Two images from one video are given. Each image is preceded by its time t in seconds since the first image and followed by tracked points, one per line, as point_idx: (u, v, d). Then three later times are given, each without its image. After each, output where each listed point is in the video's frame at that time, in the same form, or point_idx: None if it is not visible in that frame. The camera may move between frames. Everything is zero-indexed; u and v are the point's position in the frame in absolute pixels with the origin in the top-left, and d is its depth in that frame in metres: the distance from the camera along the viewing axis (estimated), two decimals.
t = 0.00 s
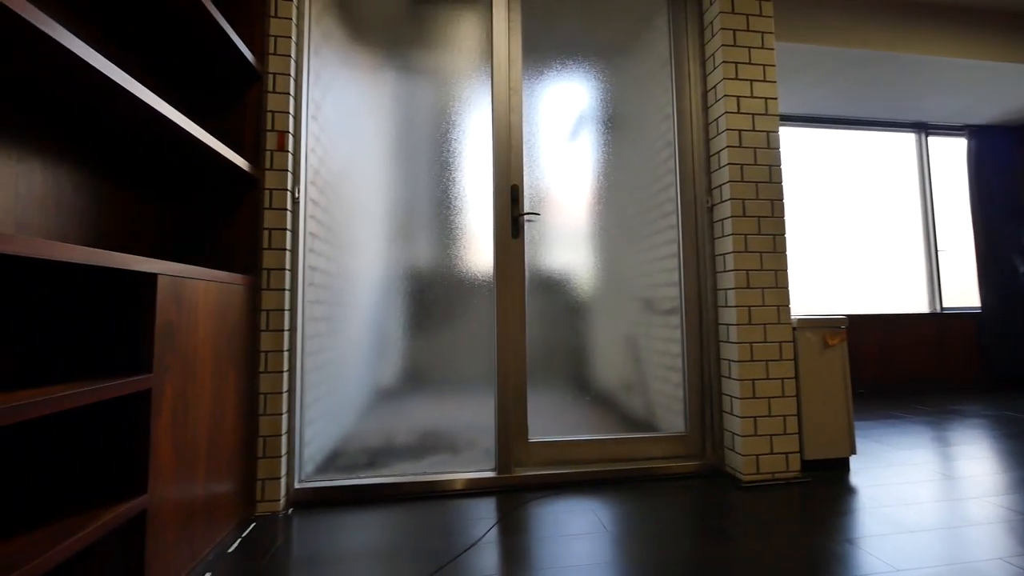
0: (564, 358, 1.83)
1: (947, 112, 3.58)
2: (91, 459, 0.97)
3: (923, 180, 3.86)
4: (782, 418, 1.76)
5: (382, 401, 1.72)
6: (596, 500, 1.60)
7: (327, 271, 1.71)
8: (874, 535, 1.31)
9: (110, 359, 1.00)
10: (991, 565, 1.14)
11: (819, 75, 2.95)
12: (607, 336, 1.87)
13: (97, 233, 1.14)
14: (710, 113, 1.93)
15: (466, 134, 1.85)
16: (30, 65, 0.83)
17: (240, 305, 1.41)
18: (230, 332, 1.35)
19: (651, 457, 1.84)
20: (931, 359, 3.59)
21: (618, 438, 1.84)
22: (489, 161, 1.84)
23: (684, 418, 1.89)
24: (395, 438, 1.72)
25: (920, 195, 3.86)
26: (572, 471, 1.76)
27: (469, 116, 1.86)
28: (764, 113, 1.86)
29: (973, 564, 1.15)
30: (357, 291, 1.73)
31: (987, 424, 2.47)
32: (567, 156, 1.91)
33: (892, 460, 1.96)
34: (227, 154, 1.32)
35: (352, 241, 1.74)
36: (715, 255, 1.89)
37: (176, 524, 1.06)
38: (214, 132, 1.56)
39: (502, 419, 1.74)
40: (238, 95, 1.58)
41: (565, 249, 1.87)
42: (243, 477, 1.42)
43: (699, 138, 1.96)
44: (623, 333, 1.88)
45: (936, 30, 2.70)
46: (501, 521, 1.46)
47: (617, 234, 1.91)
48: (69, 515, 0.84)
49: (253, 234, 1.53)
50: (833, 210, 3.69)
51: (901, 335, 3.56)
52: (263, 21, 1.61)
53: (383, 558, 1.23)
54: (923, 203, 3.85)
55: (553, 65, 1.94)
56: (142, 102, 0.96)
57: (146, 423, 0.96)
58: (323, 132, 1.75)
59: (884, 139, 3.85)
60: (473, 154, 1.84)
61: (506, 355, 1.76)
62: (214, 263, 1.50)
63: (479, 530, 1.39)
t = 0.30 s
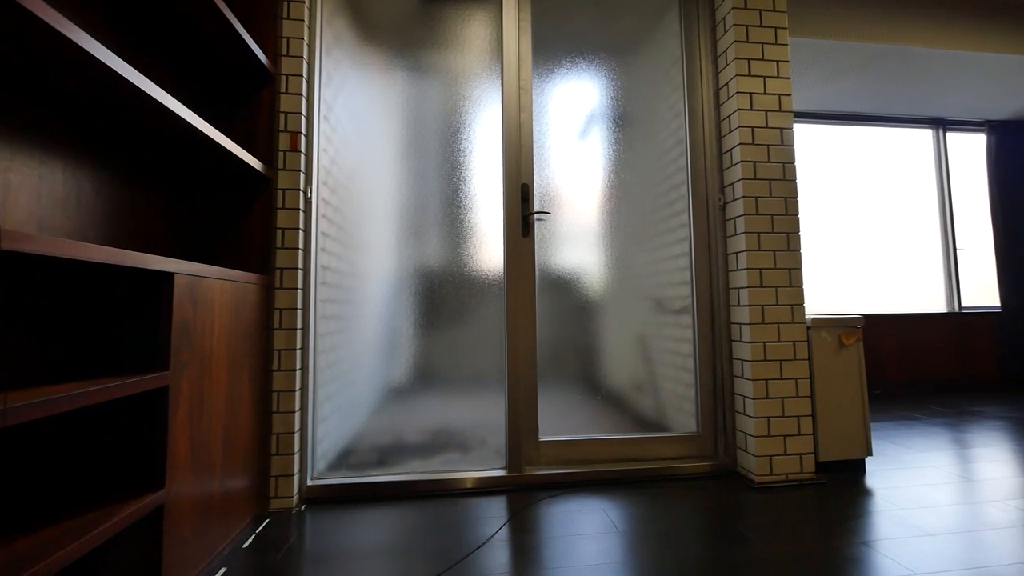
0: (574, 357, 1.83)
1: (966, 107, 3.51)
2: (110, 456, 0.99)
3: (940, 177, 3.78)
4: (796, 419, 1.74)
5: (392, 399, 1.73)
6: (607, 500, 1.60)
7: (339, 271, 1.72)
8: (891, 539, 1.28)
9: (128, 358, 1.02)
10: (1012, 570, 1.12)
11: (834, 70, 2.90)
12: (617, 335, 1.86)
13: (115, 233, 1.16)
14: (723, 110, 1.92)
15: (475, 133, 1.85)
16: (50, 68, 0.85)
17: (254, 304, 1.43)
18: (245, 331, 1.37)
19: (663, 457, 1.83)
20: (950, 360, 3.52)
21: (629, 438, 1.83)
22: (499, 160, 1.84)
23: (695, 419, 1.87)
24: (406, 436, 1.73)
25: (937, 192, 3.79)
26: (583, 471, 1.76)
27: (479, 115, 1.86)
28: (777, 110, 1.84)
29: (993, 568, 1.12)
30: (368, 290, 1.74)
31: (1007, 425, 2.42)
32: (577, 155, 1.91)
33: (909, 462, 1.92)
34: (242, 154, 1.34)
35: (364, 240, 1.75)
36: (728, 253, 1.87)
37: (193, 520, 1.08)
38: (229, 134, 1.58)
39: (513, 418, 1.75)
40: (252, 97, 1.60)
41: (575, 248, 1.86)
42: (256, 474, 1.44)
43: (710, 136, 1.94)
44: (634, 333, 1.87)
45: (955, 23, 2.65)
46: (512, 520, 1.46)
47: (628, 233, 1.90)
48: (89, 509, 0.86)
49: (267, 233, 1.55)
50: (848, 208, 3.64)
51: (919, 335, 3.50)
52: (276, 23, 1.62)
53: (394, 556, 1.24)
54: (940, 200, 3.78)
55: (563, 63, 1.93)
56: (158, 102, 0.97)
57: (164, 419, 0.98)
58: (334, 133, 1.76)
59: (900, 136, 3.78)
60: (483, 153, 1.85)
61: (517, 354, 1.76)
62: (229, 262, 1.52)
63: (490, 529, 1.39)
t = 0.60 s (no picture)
0: (580, 356, 1.82)
1: (977, 103, 3.47)
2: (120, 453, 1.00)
3: (951, 174, 3.73)
4: (804, 419, 1.73)
5: (398, 399, 1.73)
6: (614, 500, 1.59)
7: (345, 270, 1.73)
8: (902, 541, 1.27)
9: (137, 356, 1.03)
10: None
11: (842, 67, 2.87)
12: (623, 334, 1.85)
13: (125, 234, 1.17)
14: (729, 108, 1.90)
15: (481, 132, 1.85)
16: (59, 69, 0.86)
17: (261, 304, 1.44)
18: (253, 330, 1.38)
19: (669, 457, 1.82)
20: (962, 360, 3.47)
21: (635, 438, 1.82)
22: (504, 160, 1.84)
23: (702, 418, 1.86)
24: (412, 436, 1.73)
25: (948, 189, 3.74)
26: (589, 471, 1.75)
27: (484, 114, 1.86)
28: (785, 107, 1.83)
29: (1007, 570, 1.10)
30: (375, 290, 1.75)
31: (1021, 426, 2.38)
32: (583, 154, 1.90)
33: (919, 463, 1.90)
34: (249, 155, 1.34)
35: (370, 240, 1.76)
36: (735, 252, 1.86)
37: (201, 517, 1.08)
38: (236, 134, 1.59)
39: (518, 418, 1.74)
40: (258, 98, 1.61)
41: (581, 247, 1.86)
42: (264, 472, 1.45)
43: (717, 134, 1.93)
44: (640, 332, 1.86)
45: (966, 18, 2.61)
46: (518, 519, 1.46)
47: (633, 232, 1.89)
48: (99, 507, 0.87)
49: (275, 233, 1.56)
50: (857, 207, 3.60)
51: (930, 335, 3.45)
52: (283, 24, 1.63)
53: (400, 554, 1.24)
54: (952, 198, 3.73)
55: (568, 62, 1.93)
56: (166, 104, 0.98)
57: (173, 417, 0.99)
58: (341, 133, 1.77)
59: (910, 133, 3.74)
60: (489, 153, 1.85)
61: (522, 354, 1.76)
62: (236, 262, 1.54)
63: (495, 529, 1.39)
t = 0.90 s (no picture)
0: (582, 356, 1.82)
1: (983, 102, 3.44)
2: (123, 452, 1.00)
3: (957, 172, 3.71)
4: (808, 420, 1.72)
5: (400, 399, 1.74)
6: (616, 500, 1.59)
7: (348, 270, 1.73)
8: (907, 542, 1.26)
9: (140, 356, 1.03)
10: None
11: (847, 65, 2.85)
12: (626, 334, 1.85)
13: (128, 234, 1.18)
14: (733, 106, 1.89)
15: (483, 132, 1.85)
16: (62, 70, 0.86)
17: (264, 303, 1.44)
18: (255, 329, 1.38)
19: (673, 457, 1.82)
20: (968, 360, 3.45)
21: (638, 438, 1.82)
22: (507, 159, 1.84)
23: (706, 418, 1.86)
24: (414, 435, 1.73)
25: (953, 188, 3.72)
26: (592, 471, 1.75)
27: (486, 114, 1.86)
28: (789, 106, 1.82)
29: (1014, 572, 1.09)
30: (377, 290, 1.75)
31: None
32: (585, 153, 1.90)
33: (925, 464, 1.89)
34: (252, 155, 1.35)
35: (372, 240, 1.76)
36: (738, 251, 1.85)
37: (204, 517, 1.09)
38: (240, 135, 1.59)
39: (521, 417, 1.74)
40: (262, 98, 1.61)
41: (583, 247, 1.85)
42: (267, 472, 1.45)
43: (720, 133, 1.92)
44: (643, 332, 1.86)
45: (973, 15, 2.59)
46: (520, 519, 1.45)
47: (636, 232, 1.89)
48: (102, 506, 0.87)
49: (277, 233, 1.56)
50: (861, 206, 3.58)
51: (935, 335, 3.43)
52: (286, 24, 1.64)
53: (402, 554, 1.24)
54: (958, 197, 3.70)
55: (571, 61, 1.92)
56: (170, 104, 0.98)
57: (176, 417, 0.99)
58: (343, 133, 1.77)
59: (915, 131, 3.71)
60: (491, 152, 1.85)
61: (524, 354, 1.76)
62: (239, 262, 1.54)
63: (498, 529, 1.39)
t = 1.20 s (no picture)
0: (584, 356, 1.82)
1: (988, 100, 3.43)
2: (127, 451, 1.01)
3: (961, 171, 3.69)
4: (811, 419, 1.71)
5: (403, 398, 1.74)
6: (619, 500, 1.59)
7: (351, 269, 1.73)
8: (911, 542, 1.25)
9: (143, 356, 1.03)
10: None
11: (850, 63, 2.83)
12: (628, 333, 1.85)
13: (133, 233, 1.18)
14: (736, 105, 1.89)
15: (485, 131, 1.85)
16: (66, 70, 0.86)
17: (267, 302, 1.45)
18: (258, 328, 1.38)
19: (675, 456, 1.82)
20: (973, 360, 3.43)
21: (641, 437, 1.82)
22: (509, 159, 1.84)
23: (709, 418, 1.85)
24: (417, 434, 1.74)
25: (958, 186, 3.70)
26: (594, 470, 1.75)
27: (488, 113, 1.86)
28: (792, 104, 1.81)
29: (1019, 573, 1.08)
30: (380, 289, 1.75)
31: None
32: (586, 153, 1.89)
33: (929, 464, 1.88)
34: (255, 154, 1.35)
35: (374, 239, 1.76)
36: (741, 250, 1.85)
37: (207, 515, 1.09)
38: (243, 134, 1.60)
39: (523, 416, 1.74)
40: (264, 97, 1.61)
41: (585, 246, 1.85)
42: (270, 470, 1.46)
43: (723, 131, 1.92)
44: (645, 331, 1.85)
45: (977, 12, 2.58)
46: (523, 518, 1.45)
47: (639, 231, 1.88)
48: (106, 504, 0.88)
49: (281, 232, 1.56)
50: (865, 205, 3.57)
51: (940, 334, 3.41)
52: (289, 23, 1.64)
53: (404, 553, 1.24)
54: (962, 195, 3.68)
55: (573, 59, 1.92)
56: (173, 103, 0.98)
57: (180, 415, 1.00)
58: (345, 132, 1.78)
59: (919, 130, 3.70)
60: (494, 152, 1.84)
61: (527, 353, 1.76)
62: (242, 261, 1.54)
63: (500, 528, 1.39)
